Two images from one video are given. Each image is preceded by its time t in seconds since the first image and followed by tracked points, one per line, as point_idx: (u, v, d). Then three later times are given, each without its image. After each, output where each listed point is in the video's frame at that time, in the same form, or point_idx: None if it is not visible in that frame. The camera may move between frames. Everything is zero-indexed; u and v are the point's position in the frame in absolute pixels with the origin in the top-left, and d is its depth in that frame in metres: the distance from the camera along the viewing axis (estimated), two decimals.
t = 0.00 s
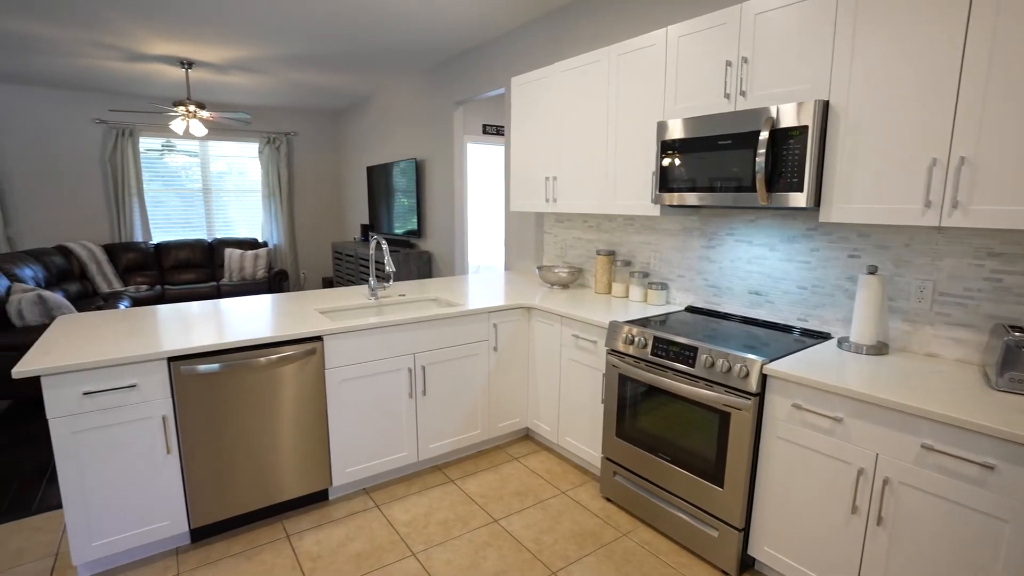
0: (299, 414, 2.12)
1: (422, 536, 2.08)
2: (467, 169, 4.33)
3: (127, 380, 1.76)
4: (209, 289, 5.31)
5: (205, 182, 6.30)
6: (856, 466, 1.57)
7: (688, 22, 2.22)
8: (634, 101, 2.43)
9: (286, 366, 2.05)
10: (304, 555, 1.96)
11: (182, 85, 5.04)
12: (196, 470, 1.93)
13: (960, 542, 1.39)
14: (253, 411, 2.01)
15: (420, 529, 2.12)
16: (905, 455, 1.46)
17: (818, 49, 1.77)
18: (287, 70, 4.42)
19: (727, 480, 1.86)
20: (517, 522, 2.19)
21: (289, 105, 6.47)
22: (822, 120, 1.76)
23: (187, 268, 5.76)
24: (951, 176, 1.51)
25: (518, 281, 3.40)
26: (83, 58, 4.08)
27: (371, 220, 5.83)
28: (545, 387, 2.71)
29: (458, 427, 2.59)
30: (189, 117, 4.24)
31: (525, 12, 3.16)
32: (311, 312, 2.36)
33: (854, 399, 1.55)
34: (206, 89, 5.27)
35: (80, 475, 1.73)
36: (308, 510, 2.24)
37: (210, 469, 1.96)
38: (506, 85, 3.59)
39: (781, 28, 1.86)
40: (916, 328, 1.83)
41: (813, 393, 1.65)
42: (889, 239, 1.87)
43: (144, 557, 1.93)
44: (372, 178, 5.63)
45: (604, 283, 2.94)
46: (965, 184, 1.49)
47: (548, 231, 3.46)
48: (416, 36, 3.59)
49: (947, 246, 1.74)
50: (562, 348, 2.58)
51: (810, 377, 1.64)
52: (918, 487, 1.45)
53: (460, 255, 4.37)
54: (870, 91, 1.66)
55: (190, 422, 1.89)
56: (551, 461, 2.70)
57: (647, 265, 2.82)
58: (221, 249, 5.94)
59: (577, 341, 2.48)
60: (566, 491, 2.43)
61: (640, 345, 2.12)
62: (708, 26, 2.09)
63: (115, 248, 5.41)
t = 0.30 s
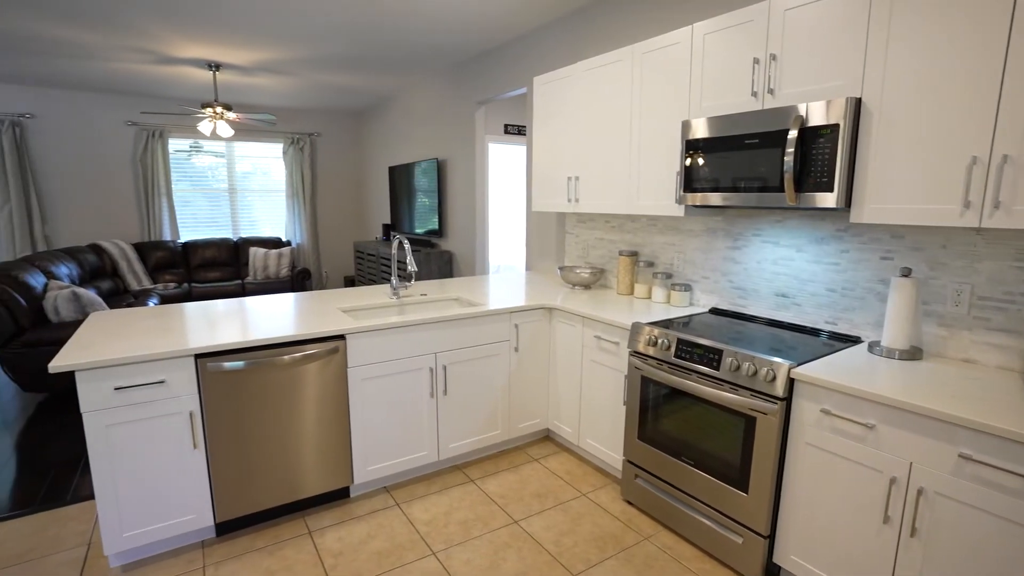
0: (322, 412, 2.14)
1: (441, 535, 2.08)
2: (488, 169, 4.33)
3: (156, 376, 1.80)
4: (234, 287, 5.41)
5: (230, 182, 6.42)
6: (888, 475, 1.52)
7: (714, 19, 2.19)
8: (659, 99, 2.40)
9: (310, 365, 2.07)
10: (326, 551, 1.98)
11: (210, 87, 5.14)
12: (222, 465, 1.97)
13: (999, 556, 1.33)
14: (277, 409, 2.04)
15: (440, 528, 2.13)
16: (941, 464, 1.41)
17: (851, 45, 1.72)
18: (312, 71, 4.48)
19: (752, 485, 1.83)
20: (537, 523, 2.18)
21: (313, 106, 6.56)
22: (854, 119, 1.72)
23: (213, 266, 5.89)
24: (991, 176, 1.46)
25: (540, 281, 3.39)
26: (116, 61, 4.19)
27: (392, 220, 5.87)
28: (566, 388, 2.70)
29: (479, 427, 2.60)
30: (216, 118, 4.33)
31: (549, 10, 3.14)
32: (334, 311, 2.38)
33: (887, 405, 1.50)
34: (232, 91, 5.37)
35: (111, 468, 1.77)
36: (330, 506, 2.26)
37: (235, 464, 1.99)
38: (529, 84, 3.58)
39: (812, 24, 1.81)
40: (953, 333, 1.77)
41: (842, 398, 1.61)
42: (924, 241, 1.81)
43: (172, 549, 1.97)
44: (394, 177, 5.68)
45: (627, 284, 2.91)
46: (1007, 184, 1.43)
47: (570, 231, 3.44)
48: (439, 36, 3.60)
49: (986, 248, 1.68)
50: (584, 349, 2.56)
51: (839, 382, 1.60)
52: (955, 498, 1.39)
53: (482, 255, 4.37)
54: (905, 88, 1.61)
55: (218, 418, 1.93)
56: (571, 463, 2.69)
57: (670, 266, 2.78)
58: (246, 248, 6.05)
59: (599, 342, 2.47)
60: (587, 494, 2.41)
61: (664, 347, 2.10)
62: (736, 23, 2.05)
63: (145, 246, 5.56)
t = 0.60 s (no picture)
0: (345, 410, 2.16)
1: (461, 535, 2.09)
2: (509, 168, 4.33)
3: (184, 372, 1.84)
4: (259, 286, 5.51)
5: (256, 182, 6.55)
6: (923, 484, 1.47)
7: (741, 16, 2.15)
8: (684, 98, 2.36)
9: (332, 363, 2.09)
10: (347, 548, 1.99)
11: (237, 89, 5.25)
12: (248, 461, 2.00)
13: None
14: (301, 406, 2.06)
15: (460, 528, 2.13)
16: (979, 474, 1.36)
17: (885, 41, 1.67)
18: (335, 72, 4.54)
19: (778, 491, 1.79)
20: (557, 525, 2.17)
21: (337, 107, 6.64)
22: (887, 116, 1.66)
23: (239, 265, 6.00)
24: None
25: (561, 282, 3.38)
26: (147, 65, 4.31)
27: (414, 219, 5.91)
28: (588, 390, 2.68)
29: (499, 428, 2.60)
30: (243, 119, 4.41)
31: (572, 9, 3.13)
32: (357, 310, 2.40)
33: (921, 412, 1.45)
34: (258, 92, 5.46)
35: (141, 461, 1.81)
36: (352, 504, 2.28)
37: (260, 460, 2.02)
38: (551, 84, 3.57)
39: (843, 20, 1.77)
40: (992, 338, 1.70)
41: (874, 404, 1.56)
42: (962, 243, 1.75)
43: (198, 542, 2.01)
44: (416, 177, 5.71)
45: (650, 285, 2.89)
46: None
47: (592, 231, 3.42)
48: (462, 36, 3.61)
49: None
50: (606, 351, 2.54)
51: (870, 387, 1.56)
52: (994, 509, 1.34)
53: (502, 255, 4.37)
54: (942, 84, 1.56)
55: (244, 415, 1.96)
56: (592, 465, 2.67)
57: (694, 267, 2.75)
58: (270, 247, 6.16)
59: (621, 344, 2.45)
60: (608, 496, 2.39)
61: (688, 349, 2.08)
62: (763, 19, 2.01)
63: (174, 245, 5.70)
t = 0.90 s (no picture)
0: (367, 408, 2.17)
1: (482, 535, 2.09)
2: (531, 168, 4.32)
3: (211, 369, 1.87)
4: (283, 284, 5.60)
5: (280, 183, 6.66)
6: (960, 495, 1.42)
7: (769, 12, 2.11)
8: (709, 96, 2.33)
9: (355, 362, 2.11)
10: (368, 546, 2.01)
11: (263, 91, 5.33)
12: (273, 457, 2.03)
13: None
14: (324, 405, 2.08)
15: (480, 528, 2.13)
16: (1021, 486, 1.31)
17: (922, 35, 1.62)
18: (359, 73, 4.58)
19: (806, 498, 1.75)
20: (578, 527, 2.16)
21: (359, 108, 6.71)
22: (924, 114, 1.61)
23: (263, 264, 6.11)
24: None
25: (583, 282, 3.36)
26: (176, 68, 4.41)
27: (435, 219, 5.94)
28: (609, 391, 2.66)
29: (520, 428, 2.59)
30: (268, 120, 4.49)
31: (596, 7, 3.10)
32: (380, 309, 2.42)
33: (958, 420, 1.40)
34: (283, 93, 5.54)
35: (169, 455, 1.85)
36: (373, 501, 2.30)
37: (284, 457, 2.05)
38: (573, 83, 3.56)
39: (877, 15, 1.72)
40: None
41: (908, 410, 1.51)
42: (1002, 244, 1.68)
43: (224, 535, 2.05)
44: (437, 177, 5.74)
45: (673, 286, 2.86)
46: None
47: (614, 231, 3.39)
48: (484, 36, 3.62)
49: None
50: (628, 352, 2.52)
51: (904, 393, 1.51)
52: None
53: (524, 255, 4.36)
54: (983, 80, 1.50)
55: (269, 412, 1.99)
56: (614, 467, 2.65)
57: (719, 268, 2.71)
58: (294, 246, 6.25)
59: (643, 346, 2.42)
60: (629, 499, 2.38)
61: (712, 352, 2.05)
62: (793, 15, 1.97)
63: (201, 244, 5.82)
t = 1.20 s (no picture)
0: (389, 407, 2.19)
1: (502, 536, 2.08)
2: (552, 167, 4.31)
3: (236, 366, 1.90)
4: (306, 283, 5.68)
5: (303, 182, 6.76)
6: (1001, 509, 1.36)
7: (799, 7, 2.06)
8: (736, 95, 2.29)
9: (377, 361, 2.12)
10: (389, 544, 2.02)
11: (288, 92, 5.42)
12: (297, 454, 2.05)
13: None
14: (346, 403, 2.10)
15: (500, 529, 2.13)
16: None
17: (962, 29, 1.56)
18: (381, 74, 4.62)
19: (834, 507, 1.71)
20: (599, 530, 2.14)
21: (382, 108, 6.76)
22: (964, 110, 1.55)
23: (287, 262, 6.21)
24: None
25: (604, 283, 3.34)
26: (204, 70, 4.50)
27: (456, 219, 5.95)
28: (631, 393, 2.64)
29: (541, 429, 2.58)
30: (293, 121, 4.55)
31: (619, 6, 3.07)
32: (402, 309, 2.44)
33: (999, 430, 1.34)
34: (307, 95, 5.62)
35: (196, 450, 1.89)
36: (394, 500, 2.32)
37: (307, 454, 2.07)
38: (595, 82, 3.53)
39: (914, 9, 1.66)
40: None
41: (944, 419, 1.46)
42: None
43: (249, 530, 2.08)
44: (458, 177, 5.76)
45: (696, 287, 2.83)
46: None
47: (636, 232, 3.37)
48: (506, 36, 3.62)
49: None
50: (650, 354, 2.50)
51: (940, 400, 1.45)
52: None
53: (545, 255, 4.35)
54: None
55: (293, 409, 2.01)
56: (635, 470, 2.63)
57: (744, 270, 2.67)
58: (317, 245, 6.34)
59: (666, 348, 2.40)
60: (651, 503, 2.36)
61: (738, 355, 2.01)
62: (824, 10, 1.92)
63: (227, 243, 5.95)
